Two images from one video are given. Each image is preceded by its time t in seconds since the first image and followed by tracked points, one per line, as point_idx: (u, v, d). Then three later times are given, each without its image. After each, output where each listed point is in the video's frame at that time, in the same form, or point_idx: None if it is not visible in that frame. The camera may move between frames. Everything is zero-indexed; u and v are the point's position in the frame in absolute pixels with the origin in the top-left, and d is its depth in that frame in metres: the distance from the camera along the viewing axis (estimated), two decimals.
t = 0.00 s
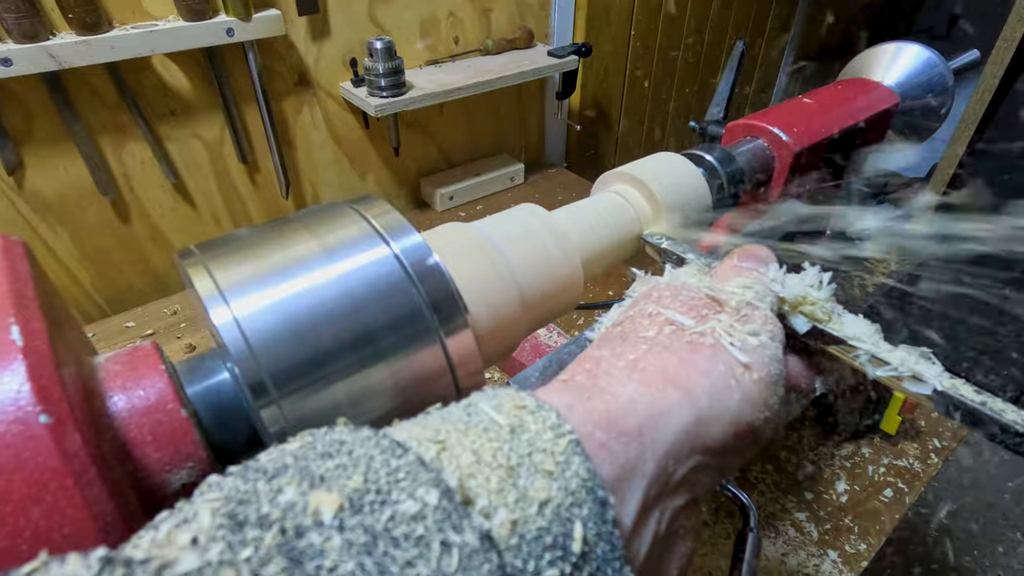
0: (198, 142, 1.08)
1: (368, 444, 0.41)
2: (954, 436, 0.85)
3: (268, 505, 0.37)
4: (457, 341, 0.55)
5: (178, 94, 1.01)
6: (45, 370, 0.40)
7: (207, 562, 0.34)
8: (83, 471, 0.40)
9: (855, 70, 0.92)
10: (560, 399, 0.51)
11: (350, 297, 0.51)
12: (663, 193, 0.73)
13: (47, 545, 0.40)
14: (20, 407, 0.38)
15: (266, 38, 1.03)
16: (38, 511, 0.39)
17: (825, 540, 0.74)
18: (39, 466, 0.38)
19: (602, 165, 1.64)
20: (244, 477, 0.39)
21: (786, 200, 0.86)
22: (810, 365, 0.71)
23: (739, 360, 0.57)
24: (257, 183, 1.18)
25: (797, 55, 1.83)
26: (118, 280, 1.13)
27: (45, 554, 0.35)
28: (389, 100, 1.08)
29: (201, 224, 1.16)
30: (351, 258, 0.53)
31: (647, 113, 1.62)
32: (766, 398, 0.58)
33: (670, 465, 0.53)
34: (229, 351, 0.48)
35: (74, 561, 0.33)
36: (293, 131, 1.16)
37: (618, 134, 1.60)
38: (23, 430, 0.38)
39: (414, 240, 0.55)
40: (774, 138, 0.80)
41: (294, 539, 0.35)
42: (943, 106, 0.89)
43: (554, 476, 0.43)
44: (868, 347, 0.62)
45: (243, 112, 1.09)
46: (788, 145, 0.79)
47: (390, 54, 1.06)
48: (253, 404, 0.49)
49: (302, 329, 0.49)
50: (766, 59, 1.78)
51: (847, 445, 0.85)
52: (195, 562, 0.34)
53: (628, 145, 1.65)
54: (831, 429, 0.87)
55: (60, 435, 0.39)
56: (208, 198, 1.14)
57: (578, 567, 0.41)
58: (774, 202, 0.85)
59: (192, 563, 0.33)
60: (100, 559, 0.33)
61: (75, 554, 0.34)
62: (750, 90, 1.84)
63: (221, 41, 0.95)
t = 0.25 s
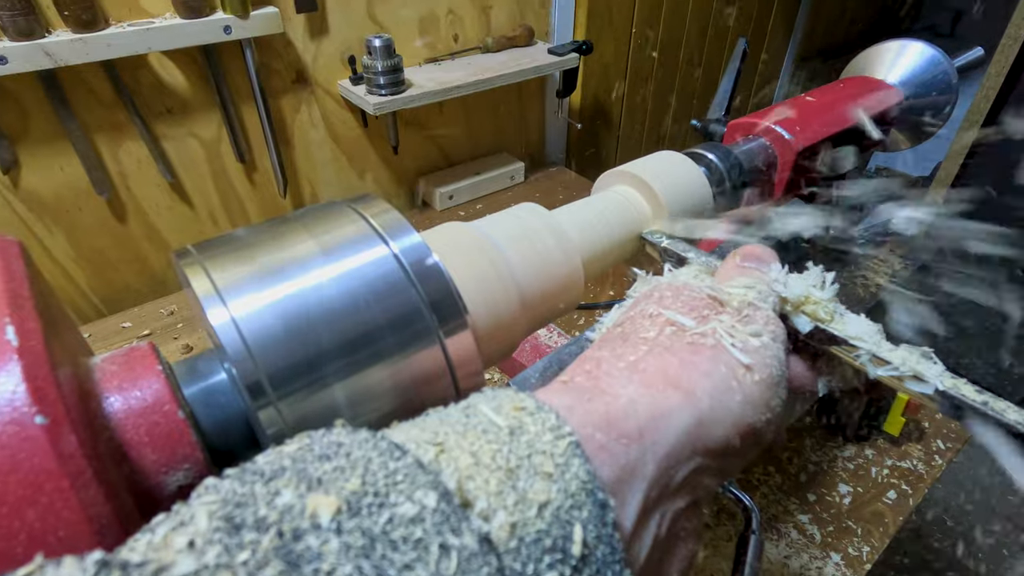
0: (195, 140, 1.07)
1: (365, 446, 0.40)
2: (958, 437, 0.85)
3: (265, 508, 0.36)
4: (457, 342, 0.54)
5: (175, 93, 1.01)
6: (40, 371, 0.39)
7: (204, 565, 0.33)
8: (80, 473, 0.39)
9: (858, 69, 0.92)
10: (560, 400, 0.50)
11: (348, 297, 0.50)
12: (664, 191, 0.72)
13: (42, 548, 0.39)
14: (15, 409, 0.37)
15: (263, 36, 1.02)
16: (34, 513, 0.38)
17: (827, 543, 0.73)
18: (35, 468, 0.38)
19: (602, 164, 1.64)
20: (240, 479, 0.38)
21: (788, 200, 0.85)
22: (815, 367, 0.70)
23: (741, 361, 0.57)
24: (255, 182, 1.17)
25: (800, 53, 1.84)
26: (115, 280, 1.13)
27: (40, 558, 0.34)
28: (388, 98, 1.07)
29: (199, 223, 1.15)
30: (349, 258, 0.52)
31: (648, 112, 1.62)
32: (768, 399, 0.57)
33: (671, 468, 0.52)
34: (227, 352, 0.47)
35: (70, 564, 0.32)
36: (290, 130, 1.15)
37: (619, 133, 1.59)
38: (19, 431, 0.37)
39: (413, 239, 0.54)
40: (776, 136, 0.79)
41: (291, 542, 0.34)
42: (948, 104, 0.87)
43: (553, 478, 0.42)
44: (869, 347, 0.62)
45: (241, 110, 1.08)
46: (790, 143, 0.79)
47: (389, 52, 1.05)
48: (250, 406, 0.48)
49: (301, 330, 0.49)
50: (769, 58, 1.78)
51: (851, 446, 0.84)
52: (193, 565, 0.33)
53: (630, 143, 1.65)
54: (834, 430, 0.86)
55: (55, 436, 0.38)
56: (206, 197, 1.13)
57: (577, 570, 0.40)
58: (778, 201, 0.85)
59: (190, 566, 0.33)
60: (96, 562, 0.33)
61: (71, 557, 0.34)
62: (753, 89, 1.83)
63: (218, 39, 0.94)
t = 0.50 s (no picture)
0: (192, 139, 1.06)
1: (364, 447, 0.39)
2: (962, 438, 0.84)
3: (263, 510, 0.35)
4: (456, 342, 0.53)
5: (171, 91, 1.00)
6: (35, 371, 0.38)
7: (201, 567, 0.33)
8: (76, 474, 0.38)
9: (861, 66, 0.91)
10: (560, 401, 0.49)
11: (347, 297, 0.50)
12: (666, 192, 0.71)
13: (37, 551, 0.38)
14: (10, 409, 0.37)
15: (261, 34, 1.01)
16: (28, 515, 0.37)
17: (831, 545, 0.73)
18: (30, 469, 0.37)
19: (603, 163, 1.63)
20: (238, 480, 0.37)
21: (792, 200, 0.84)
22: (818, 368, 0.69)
23: (743, 362, 0.56)
24: (253, 181, 1.16)
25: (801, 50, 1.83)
26: (111, 280, 1.12)
27: (35, 561, 0.34)
28: (386, 96, 1.06)
29: (196, 223, 1.15)
30: (348, 257, 0.51)
31: (650, 110, 1.61)
32: (771, 400, 0.56)
33: (671, 470, 0.52)
34: (224, 352, 0.46)
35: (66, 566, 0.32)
36: (288, 128, 1.15)
37: (620, 130, 1.59)
38: (14, 432, 0.37)
39: (413, 239, 0.54)
40: (779, 135, 0.78)
41: (290, 544, 0.34)
42: (951, 103, 0.87)
43: (554, 479, 0.41)
44: (871, 346, 0.61)
45: (239, 109, 1.07)
46: (794, 143, 0.78)
47: (387, 50, 1.05)
48: (248, 407, 0.47)
49: (299, 330, 0.48)
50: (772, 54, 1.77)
51: (854, 448, 0.84)
52: (189, 567, 0.32)
53: (631, 142, 1.64)
54: (838, 431, 0.85)
55: (51, 437, 0.37)
56: (202, 196, 1.13)
57: (578, 573, 0.40)
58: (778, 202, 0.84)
59: (186, 569, 0.32)
60: (92, 565, 0.32)
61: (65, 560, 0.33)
62: (755, 87, 1.83)
63: (216, 36, 0.93)
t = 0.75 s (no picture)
0: (190, 137, 1.05)
1: (363, 448, 0.39)
2: (966, 439, 0.83)
3: (262, 510, 0.34)
4: (456, 342, 0.52)
5: (168, 89, 0.99)
6: (31, 372, 0.38)
7: (198, 568, 0.32)
8: (73, 476, 0.38)
9: (864, 64, 0.90)
10: (560, 402, 0.48)
11: (346, 297, 0.49)
12: (669, 191, 0.71)
13: (34, 551, 0.38)
14: (5, 411, 0.36)
15: (259, 31, 1.00)
16: (24, 518, 0.37)
17: (834, 548, 0.72)
18: (27, 471, 0.36)
19: (604, 161, 1.62)
20: (236, 480, 0.37)
21: (796, 199, 0.83)
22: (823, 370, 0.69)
23: (745, 363, 0.55)
24: (250, 180, 1.15)
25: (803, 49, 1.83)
26: (107, 280, 1.11)
27: (31, 561, 0.33)
28: (385, 95, 1.06)
29: (193, 222, 1.14)
30: (347, 257, 0.51)
31: (651, 108, 1.60)
32: (773, 402, 0.56)
33: (671, 472, 0.51)
34: (221, 353, 0.46)
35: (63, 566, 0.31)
36: (287, 127, 1.14)
37: (621, 129, 1.58)
38: (9, 433, 0.36)
39: (412, 238, 0.53)
40: (782, 134, 0.77)
41: (288, 544, 0.33)
42: (955, 101, 0.86)
43: (554, 480, 0.41)
44: (875, 347, 0.60)
45: (236, 107, 1.06)
46: (797, 141, 0.77)
47: (387, 47, 1.04)
48: (245, 408, 0.47)
49: (297, 330, 0.47)
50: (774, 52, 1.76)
51: (857, 449, 0.83)
52: (187, 568, 0.32)
53: (632, 141, 1.63)
54: (841, 433, 0.84)
55: (47, 440, 0.37)
56: (200, 196, 1.12)
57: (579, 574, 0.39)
58: (781, 202, 0.83)
59: (184, 570, 0.32)
60: (89, 565, 0.32)
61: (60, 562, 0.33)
62: (756, 86, 1.82)
63: (214, 34, 0.93)
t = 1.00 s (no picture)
0: (186, 136, 1.05)
1: (352, 449, 0.38)
2: (970, 440, 0.83)
3: (249, 514, 0.34)
4: (456, 343, 0.52)
5: (165, 87, 0.98)
6: (28, 374, 0.37)
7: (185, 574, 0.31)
8: (69, 479, 0.37)
9: (868, 62, 0.89)
10: (548, 399, 0.47)
11: (345, 298, 0.48)
12: (670, 190, 0.70)
13: (28, 556, 0.37)
14: None
15: (256, 29, 0.99)
16: (20, 522, 0.36)
17: (836, 550, 0.71)
18: (23, 475, 0.35)
19: (604, 160, 1.61)
20: (223, 485, 0.36)
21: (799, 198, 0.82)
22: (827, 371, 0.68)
23: (731, 352, 0.54)
24: (247, 179, 1.15)
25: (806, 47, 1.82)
26: (103, 280, 1.10)
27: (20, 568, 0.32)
28: (383, 93, 1.05)
29: (189, 221, 1.13)
30: (346, 257, 0.50)
31: (652, 107, 1.60)
32: (764, 392, 0.55)
33: (657, 469, 0.50)
34: (219, 354, 0.45)
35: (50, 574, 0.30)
36: (284, 125, 1.13)
37: (622, 127, 1.57)
38: (5, 436, 0.35)
39: (412, 238, 0.52)
40: (785, 132, 0.77)
41: (275, 549, 0.32)
42: (960, 100, 0.85)
43: (545, 480, 0.40)
44: (905, 361, 0.58)
45: (233, 105, 1.06)
46: (800, 140, 0.76)
47: (385, 45, 1.03)
48: (244, 410, 0.46)
49: (296, 332, 0.46)
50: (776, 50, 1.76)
51: (861, 451, 0.82)
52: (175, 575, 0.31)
53: (634, 139, 1.63)
54: (844, 434, 0.84)
55: (42, 442, 0.36)
56: (196, 194, 1.11)
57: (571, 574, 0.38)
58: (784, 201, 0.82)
59: None
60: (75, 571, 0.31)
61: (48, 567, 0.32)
62: (759, 84, 1.82)
63: (210, 31, 0.92)
